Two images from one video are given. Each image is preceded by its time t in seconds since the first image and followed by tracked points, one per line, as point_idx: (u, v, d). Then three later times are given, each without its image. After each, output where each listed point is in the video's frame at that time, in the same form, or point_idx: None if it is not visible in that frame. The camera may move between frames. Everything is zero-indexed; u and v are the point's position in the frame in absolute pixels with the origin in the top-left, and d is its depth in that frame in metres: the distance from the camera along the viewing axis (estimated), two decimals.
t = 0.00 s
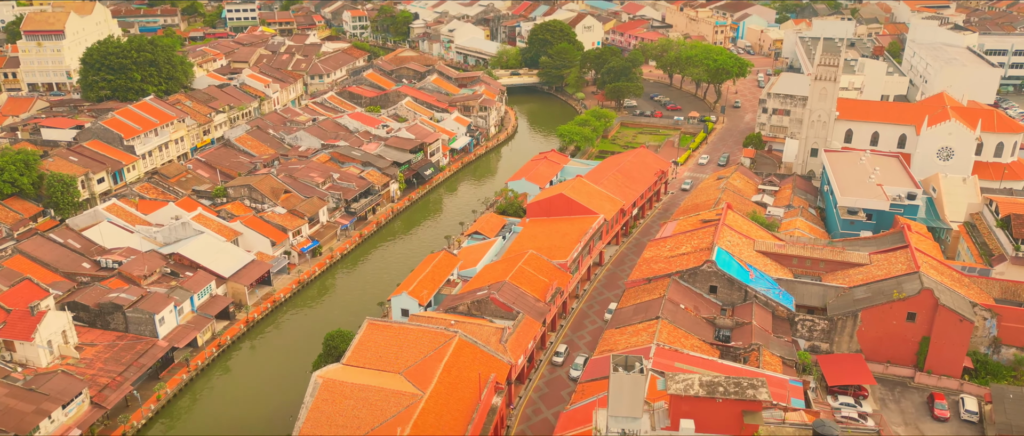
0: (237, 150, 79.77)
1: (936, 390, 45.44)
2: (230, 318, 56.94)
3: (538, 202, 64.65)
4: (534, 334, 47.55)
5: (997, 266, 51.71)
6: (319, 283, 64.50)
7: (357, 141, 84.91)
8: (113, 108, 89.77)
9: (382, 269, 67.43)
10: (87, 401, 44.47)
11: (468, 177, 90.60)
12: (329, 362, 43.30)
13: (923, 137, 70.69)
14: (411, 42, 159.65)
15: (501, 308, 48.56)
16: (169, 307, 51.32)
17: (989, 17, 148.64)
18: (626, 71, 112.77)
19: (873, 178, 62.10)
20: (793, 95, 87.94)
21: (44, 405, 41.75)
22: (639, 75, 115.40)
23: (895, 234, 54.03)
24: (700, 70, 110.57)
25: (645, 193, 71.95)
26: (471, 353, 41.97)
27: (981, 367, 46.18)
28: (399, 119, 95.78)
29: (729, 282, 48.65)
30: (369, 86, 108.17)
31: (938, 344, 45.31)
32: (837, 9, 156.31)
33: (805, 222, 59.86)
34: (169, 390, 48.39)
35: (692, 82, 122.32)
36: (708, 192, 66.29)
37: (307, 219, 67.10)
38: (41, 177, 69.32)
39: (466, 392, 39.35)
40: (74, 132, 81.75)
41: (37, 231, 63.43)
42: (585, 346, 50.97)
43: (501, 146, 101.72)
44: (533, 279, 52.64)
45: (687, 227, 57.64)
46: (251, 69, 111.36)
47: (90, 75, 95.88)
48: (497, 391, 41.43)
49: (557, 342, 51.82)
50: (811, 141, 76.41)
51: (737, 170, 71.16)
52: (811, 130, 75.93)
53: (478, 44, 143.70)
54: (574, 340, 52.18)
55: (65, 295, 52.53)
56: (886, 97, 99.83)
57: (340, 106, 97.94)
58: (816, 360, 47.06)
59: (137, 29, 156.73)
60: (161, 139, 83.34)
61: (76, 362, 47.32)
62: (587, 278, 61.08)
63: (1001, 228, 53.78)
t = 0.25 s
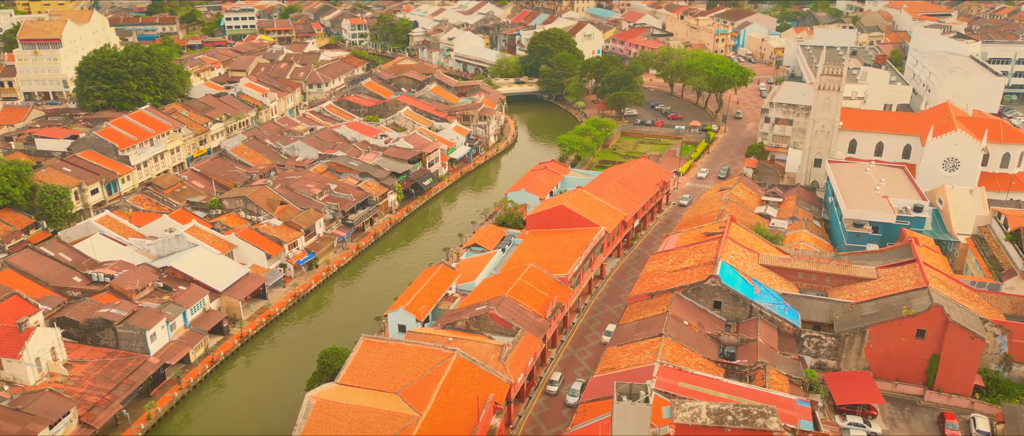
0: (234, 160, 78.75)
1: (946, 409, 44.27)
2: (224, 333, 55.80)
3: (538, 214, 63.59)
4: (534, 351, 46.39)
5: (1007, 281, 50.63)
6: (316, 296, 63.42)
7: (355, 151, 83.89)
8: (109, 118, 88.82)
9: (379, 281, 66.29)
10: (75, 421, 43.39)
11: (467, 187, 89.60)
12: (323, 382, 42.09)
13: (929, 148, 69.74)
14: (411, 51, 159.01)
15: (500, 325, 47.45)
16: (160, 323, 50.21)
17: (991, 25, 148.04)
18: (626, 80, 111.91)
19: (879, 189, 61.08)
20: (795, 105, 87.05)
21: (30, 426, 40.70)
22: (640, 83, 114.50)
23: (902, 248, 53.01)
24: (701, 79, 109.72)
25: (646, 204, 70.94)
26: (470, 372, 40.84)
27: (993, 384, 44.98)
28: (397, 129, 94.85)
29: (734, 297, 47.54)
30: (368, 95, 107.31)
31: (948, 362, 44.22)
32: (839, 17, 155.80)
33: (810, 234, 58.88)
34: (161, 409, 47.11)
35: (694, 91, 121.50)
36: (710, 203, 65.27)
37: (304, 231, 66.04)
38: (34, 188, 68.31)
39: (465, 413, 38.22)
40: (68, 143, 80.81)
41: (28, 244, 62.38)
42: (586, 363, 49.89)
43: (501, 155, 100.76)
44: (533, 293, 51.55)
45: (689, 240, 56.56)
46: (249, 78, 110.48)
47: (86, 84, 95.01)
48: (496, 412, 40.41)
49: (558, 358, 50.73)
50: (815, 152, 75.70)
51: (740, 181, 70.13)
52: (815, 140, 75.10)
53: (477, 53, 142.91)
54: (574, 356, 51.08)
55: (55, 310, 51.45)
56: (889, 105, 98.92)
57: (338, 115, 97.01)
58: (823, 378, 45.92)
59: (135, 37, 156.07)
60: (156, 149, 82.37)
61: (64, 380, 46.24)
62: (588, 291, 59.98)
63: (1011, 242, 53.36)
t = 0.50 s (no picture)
0: (229, 172, 77.57)
1: (959, 430, 42.79)
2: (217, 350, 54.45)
3: (538, 227, 62.31)
4: (534, 370, 45.06)
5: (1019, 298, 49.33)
6: (311, 311, 62.15)
7: (353, 162, 82.70)
8: (103, 129, 87.67)
9: (376, 295, 64.97)
10: None
11: (467, 198, 88.37)
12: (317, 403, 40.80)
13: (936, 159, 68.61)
14: (410, 59, 158.18)
15: (499, 343, 46.14)
16: (150, 341, 48.89)
17: (993, 33, 147.29)
18: (627, 89, 110.83)
19: (886, 202, 59.91)
20: (799, 115, 85.97)
21: None
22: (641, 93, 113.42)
23: (911, 263, 51.75)
24: (703, 89, 108.67)
25: (648, 217, 69.70)
26: (467, 395, 39.53)
27: (1006, 405, 43.53)
28: (396, 139, 93.72)
29: (739, 315, 46.24)
30: (366, 105, 106.22)
31: (960, 382, 42.91)
32: (840, 27, 155.10)
33: (816, 248, 57.65)
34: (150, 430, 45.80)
35: (695, 100, 120.52)
36: (714, 216, 64.05)
37: (299, 244, 64.77)
38: (25, 200, 67.10)
39: None
40: (61, 153, 79.66)
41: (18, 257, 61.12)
42: (588, 382, 48.55)
43: (500, 165, 99.59)
44: (533, 310, 50.22)
45: (693, 254, 55.30)
46: (246, 87, 109.39)
47: (80, 94, 93.93)
48: None
49: (559, 377, 49.33)
50: (819, 163, 74.12)
51: (744, 193, 68.92)
52: (819, 151, 73.78)
53: (477, 61, 141.95)
54: (576, 374, 49.73)
55: (42, 328, 50.17)
56: (893, 115, 97.81)
57: (336, 125, 95.92)
58: (831, 398, 44.59)
59: (133, 46, 155.18)
60: (151, 160, 81.19)
61: (51, 401, 44.93)
62: (590, 307, 58.64)
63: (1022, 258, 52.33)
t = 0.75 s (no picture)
0: (225, 181, 76.54)
1: None
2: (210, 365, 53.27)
3: (538, 238, 61.18)
4: (534, 387, 43.90)
5: None
6: (307, 323, 61.01)
7: (350, 171, 81.63)
8: (98, 137, 86.71)
9: (373, 308, 63.76)
10: None
11: (466, 207, 87.31)
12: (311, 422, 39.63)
13: (942, 169, 67.56)
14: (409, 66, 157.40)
15: (498, 359, 44.99)
16: (140, 356, 47.78)
17: (996, 40, 146.50)
18: (628, 97, 109.76)
19: (892, 213, 58.81)
20: (802, 123, 84.98)
21: None
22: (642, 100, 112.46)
23: (920, 276, 50.60)
24: (704, 96, 107.66)
25: (650, 227, 68.58)
26: (463, 415, 38.19)
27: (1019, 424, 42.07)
28: (394, 147, 92.70)
29: (744, 330, 45.05)
30: (364, 112, 105.26)
31: (972, 400, 41.69)
32: (842, 33, 154.36)
33: (822, 260, 56.57)
34: None
35: (696, 107, 119.60)
36: (717, 227, 62.94)
37: (295, 256, 63.62)
38: (17, 211, 66.05)
39: None
40: (55, 163, 78.68)
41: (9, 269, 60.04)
42: (589, 399, 47.37)
43: (500, 174, 98.51)
44: (533, 324, 49.06)
45: (696, 267, 54.16)
46: (244, 95, 108.46)
47: (76, 101, 93.04)
48: None
49: (560, 394, 48.14)
50: (823, 173, 73.03)
51: (747, 203, 67.83)
52: (823, 161, 72.71)
53: (476, 68, 141.03)
54: (577, 390, 48.58)
55: (31, 343, 49.09)
56: (897, 123, 96.74)
57: (333, 133, 94.94)
58: (839, 416, 43.40)
59: (131, 52, 154.41)
60: (146, 169, 80.18)
61: (38, 418, 43.81)
62: (591, 320, 57.47)
63: None
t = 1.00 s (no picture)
0: (220, 192, 75.28)
1: None
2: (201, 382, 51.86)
3: (539, 251, 59.86)
4: (535, 408, 42.53)
5: None
6: (302, 338, 59.63)
7: (347, 181, 80.38)
8: (92, 147, 85.48)
9: (369, 322, 62.36)
10: None
11: (465, 217, 86.00)
12: None
13: (950, 180, 66.35)
14: (408, 74, 156.45)
15: (497, 378, 43.60)
16: (129, 375, 46.44)
17: (998, 48, 145.64)
18: (629, 105, 108.57)
19: (900, 226, 57.57)
20: (806, 133, 83.78)
21: None
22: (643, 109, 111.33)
23: (930, 292, 49.29)
24: (706, 105, 106.53)
25: (653, 240, 67.27)
26: None
27: None
28: (392, 157, 91.50)
29: (751, 349, 43.66)
30: (362, 121, 104.08)
31: (987, 422, 40.36)
32: (843, 41, 153.48)
33: (829, 275, 55.24)
34: None
35: (697, 116, 118.47)
36: (720, 240, 61.67)
37: (290, 269, 62.29)
38: (7, 223, 64.73)
39: None
40: (48, 173, 77.45)
41: None
42: (591, 419, 45.97)
43: (499, 183, 97.23)
44: (533, 342, 47.72)
45: (700, 282, 52.83)
46: (241, 103, 107.30)
47: (70, 111, 92.06)
48: None
49: (561, 413, 46.78)
50: (828, 184, 71.73)
51: (752, 215, 66.52)
52: (828, 171, 71.43)
53: (476, 76, 139.92)
54: (578, 410, 47.21)
55: (17, 360, 47.74)
56: (901, 132, 95.56)
57: (331, 142, 93.75)
58: None
59: (128, 60, 153.43)
60: (140, 179, 78.95)
61: None
62: (592, 336, 56.09)
63: None
